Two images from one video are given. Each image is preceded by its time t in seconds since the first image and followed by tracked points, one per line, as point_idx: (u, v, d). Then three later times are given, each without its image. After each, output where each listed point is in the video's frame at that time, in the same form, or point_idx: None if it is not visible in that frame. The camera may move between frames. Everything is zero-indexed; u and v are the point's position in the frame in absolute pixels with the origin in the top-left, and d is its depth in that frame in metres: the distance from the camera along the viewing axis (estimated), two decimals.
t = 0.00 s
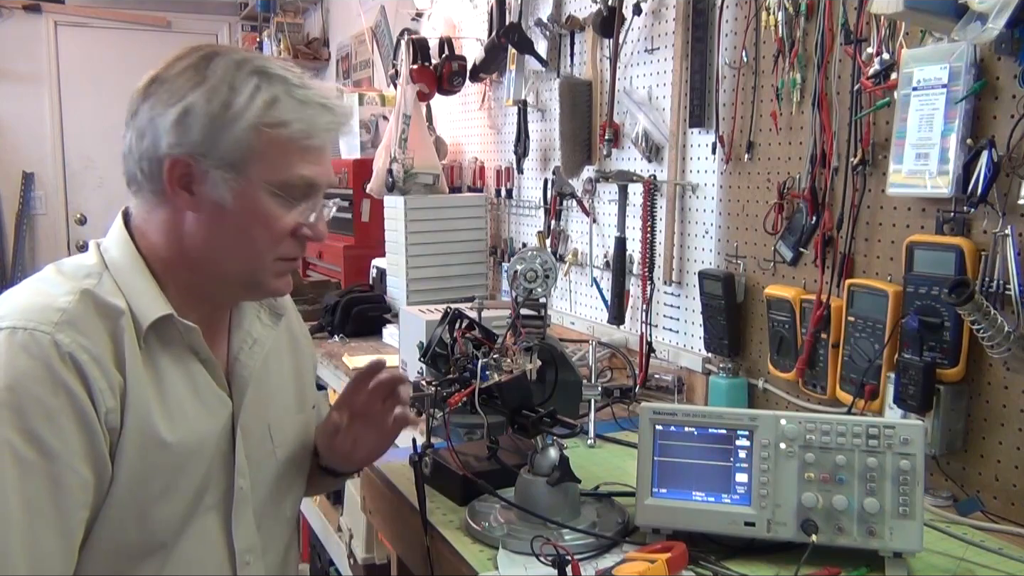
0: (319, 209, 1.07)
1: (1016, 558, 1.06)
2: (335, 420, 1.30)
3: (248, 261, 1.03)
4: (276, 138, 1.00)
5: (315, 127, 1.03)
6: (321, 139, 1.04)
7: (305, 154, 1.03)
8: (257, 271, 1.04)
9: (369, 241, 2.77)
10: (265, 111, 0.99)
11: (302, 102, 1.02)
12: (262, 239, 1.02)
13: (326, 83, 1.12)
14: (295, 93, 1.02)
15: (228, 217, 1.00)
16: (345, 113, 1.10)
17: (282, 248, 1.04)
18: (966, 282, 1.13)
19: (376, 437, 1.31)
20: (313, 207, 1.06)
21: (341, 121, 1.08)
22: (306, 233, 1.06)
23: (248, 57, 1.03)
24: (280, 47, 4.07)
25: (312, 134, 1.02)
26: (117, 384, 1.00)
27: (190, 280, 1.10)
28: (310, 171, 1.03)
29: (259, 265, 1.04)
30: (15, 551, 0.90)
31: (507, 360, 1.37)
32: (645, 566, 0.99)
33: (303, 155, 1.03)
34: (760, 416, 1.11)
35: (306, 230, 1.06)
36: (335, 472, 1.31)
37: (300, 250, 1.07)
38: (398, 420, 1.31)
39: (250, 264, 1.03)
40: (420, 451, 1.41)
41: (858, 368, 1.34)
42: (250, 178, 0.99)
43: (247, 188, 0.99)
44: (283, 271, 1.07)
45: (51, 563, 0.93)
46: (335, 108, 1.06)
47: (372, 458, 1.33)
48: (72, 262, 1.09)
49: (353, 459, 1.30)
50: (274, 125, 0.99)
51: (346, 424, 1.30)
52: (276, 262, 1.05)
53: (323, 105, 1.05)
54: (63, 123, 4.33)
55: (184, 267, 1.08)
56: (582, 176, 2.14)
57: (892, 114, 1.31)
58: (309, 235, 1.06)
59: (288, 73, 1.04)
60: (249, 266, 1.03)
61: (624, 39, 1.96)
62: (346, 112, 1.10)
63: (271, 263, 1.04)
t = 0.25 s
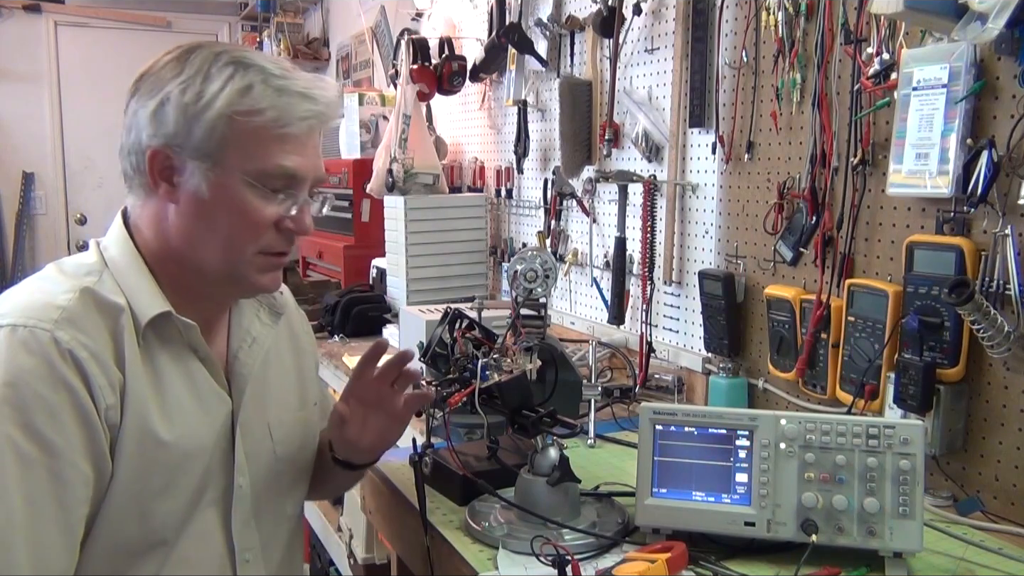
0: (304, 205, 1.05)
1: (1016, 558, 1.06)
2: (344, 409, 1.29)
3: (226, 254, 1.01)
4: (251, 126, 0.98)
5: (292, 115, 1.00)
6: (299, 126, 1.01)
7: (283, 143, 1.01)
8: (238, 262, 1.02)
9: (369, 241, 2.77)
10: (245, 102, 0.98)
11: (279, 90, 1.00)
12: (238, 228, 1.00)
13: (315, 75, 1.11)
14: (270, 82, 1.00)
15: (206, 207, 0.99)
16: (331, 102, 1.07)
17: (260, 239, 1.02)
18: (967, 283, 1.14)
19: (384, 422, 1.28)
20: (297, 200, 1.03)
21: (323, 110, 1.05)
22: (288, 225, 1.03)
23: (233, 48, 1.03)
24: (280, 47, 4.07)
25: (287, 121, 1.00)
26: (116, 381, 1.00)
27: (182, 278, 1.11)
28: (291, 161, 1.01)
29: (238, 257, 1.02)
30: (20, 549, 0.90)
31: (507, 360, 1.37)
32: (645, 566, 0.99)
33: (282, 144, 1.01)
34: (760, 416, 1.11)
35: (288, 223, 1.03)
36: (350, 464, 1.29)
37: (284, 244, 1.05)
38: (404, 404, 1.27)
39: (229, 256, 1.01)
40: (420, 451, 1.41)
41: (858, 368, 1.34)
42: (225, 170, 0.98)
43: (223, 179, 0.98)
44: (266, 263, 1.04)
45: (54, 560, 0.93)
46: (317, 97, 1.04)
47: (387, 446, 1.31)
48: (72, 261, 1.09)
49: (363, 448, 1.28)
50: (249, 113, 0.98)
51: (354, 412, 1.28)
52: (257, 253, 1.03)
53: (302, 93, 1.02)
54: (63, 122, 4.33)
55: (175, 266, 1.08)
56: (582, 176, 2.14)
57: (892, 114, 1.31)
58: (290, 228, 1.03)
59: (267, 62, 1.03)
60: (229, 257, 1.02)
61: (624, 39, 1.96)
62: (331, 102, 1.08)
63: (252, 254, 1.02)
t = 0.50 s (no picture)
0: (287, 196, 1.03)
1: (1016, 558, 1.06)
2: (345, 412, 1.28)
3: (209, 245, 1.00)
4: (222, 113, 0.98)
5: (263, 99, 0.99)
6: (273, 111, 1.00)
7: (256, 129, 1.00)
8: (220, 255, 1.01)
9: (369, 241, 2.77)
10: (222, 94, 0.98)
11: (251, 76, 1.00)
12: (219, 221, 0.99)
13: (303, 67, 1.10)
14: (246, 69, 1.00)
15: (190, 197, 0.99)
16: (310, 89, 1.06)
17: (243, 232, 1.01)
18: (967, 283, 1.14)
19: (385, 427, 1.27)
20: (281, 191, 1.02)
21: (303, 96, 1.03)
22: (271, 217, 1.02)
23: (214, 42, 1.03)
24: (280, 46, 4.06)
25: (257, 106, 0.99)
26: (117, 381, 1.00)
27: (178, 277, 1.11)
28: (270, 150, 1.01)
29: (220, 247, 1.00)
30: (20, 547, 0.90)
31: (507, 360, 1.36)
32: (645, 566, 0.99)
33: (256, 130, 0.99)
34: (760, 416, 1.11)
35: (271, 215, 1.01)
36: (352, 472, 1.28)
37: (269, 237, 1.03)
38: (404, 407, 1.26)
39: (211, 246, 1.00)
40: (421, 451, 1.41)
41: (858, 368, 1.34)
42: (200, 159, 0.98)
43: (198, 168, 0.98)
44: (252, 258, 1.03)
45: (55, 559, 0.93)
46: (292, 84, 1.03)
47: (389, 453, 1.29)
48: (78, 259, 1.09)
49: (363, 453, 1.27)
50: (221, 99, 0.98)
51: (355, 417, 1.28)
52: (241, 248, 1.01)
53: (275, 79, 1.01)
54: (63, 122, 4.33)
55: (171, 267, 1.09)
56: (582, 176, 2.14)
57: (892, 114, 1.31)
58: (273, 220, 1.02)
59: (247, 52, 1.03)
60: (211, 251, 1.01)
61: (624, 39, 1.96)
62: (312, 89, 1.06)
63: (235, 249, 1.01)
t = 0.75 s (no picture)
0: (266, 189, 1.04)
1: (1016, 558, 1.06)
2: (355, 431, 1.25)
3: (193, 240, 1.02)
4: (201, 103, 1.01)
5: (235, 86, 1.01)
6: (246, 97, 1.01)
7: (230, 117, 1.01)
8: (205, 250, 1.02)
9: (369, 241, 2.77)
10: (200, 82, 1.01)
11: (229, 66, 1.02)
12: (203, 215, 1.01)
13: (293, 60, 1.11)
14: (228, 61, 1.02)
15: (180, 191, 1.02)
16: (296, 80, 1.06)
17: (226, 226, 1.02)
18: (966, 282, 1.14)
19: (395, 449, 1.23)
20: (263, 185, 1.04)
21: (287, 86, 1.04)
22: (251, 209, 1.02)
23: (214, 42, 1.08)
24: (280, 46, 4.06)
25: (229, 93, 1.00)
26: (126, 381, 1.01)
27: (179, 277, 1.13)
28: (250, 141, 1.02)
29: (202, 238, 1.02)
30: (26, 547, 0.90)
31: (507, 360, 1.36)
32: (645, 566, 0.99)
33: (228, 117, 1.01)
34: (760, 416, 1.11)
35: (251, 206, 1.02)
36: (359, 492, 1.26)
37: (252, 230, 1.04)
38: (416, 428, 1.22)
39: (194, 236, 1.02)
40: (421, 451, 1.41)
41: (858, 368, 1.34)
42: (182, 152, 1.01)
43: (180, 161, 1.01)
44: (237, 253, 1.04)
45: (61, 557, 0.93)
46: (273, 74, 1.03)
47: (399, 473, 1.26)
48: (91, 258, 1.09)
49: (371, 474, 1.24)
50: (202, 90, 1.00)
51: (365, 436, 1.24)
52: (226, 241, 1.03)
53: (254, 68, 1.03)
54: (63, 122, 4.33)
55: (171, 269, 1.11)
56: (582, 176, 2.14)
57: (892, 114, 1.31)
58: (256, 214, 1.02)
59: (233, 46, 1.05)
60: (195, 245, 1.02)
61: (624, 39, 1.96)
62: (299, 81, 1.06)
63: (218, 242, 1.02)
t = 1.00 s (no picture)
0: (263, 188, 1.04)
1: (1016, 558, 1.06)
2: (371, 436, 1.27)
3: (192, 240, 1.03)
4: (201, 102, 1.01)
5: (234, 85, 1.00)
6: (244, 96, 1.01)
7: (229, 115, 1.01)
8: (204, 250, 1.03)
9: (369, 241, 2.77)
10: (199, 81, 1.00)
11: (228, 65, 1.02)
12: (201, 216, 1.02)
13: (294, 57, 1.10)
14: (228, 61, 1.02)
15: (180, 192, 1.03)
16: (295, 78, 1.05)
17: (225, 227, 1.02)
18: (966, 282, 1.14)
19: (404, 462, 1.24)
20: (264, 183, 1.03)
21: (285, 85, 1.03)
22: (248, 208, 1.02)
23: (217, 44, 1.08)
24: (280, 46, 4.06)
25: (227, 92, 1.00)
26: (129, 381, 1.01)
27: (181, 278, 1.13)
28: (248, 140, 1.01)
29: (199, 239, 1.02)
30: (29, 548, 0.90)
31: (507, 360, 1.38)
32: (645, 566, 0.99)
33: (227, 116, 1.00)
34: (760, 416, 1.11)
35: (249, 206, 1.02)
36: (363, 500, 1.28)
37: (251, 231, 1.04)
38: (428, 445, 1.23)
39: (192, 237, 1.03)
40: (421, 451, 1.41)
41: (858, 368, 1.34)
42: (184, 152, 1.02)
43: (182, 161, 1.02)
44: (236, 254, 1.04)
45: (62, 559, 0.92)
46: (272, 72, 1.03)
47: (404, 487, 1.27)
48: (98, 257, 1.10)
49: (376, 483, 1.26)
50: (202, 90, 1.01)
51: (378, 442, 1.26)
52: (224, 243, 1.03)
53: (252, 67, 1.02)
54: (63, 122, 4.33)
55: (173, 271, 1.12)
56: (582, 176, 2.14)
57: (892, 114, 1.31)
58: (253, 214, 1.02)
59: (234, 45, 1.05)
60: (194, 246, 1.03)
61: (624, 39, 1.96)
62: (298, 79, 1.06)
63: (216, 243, 1.03)
